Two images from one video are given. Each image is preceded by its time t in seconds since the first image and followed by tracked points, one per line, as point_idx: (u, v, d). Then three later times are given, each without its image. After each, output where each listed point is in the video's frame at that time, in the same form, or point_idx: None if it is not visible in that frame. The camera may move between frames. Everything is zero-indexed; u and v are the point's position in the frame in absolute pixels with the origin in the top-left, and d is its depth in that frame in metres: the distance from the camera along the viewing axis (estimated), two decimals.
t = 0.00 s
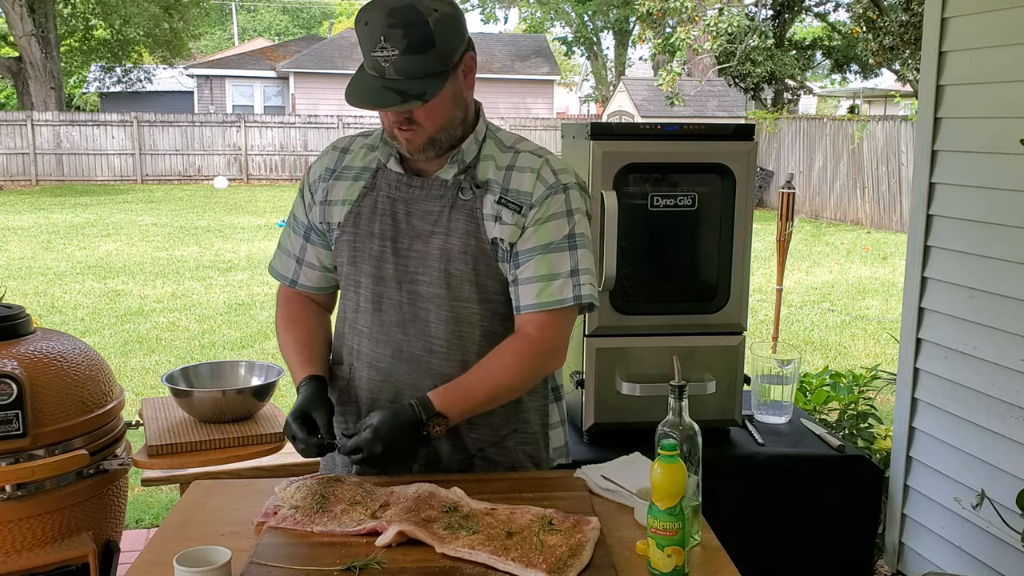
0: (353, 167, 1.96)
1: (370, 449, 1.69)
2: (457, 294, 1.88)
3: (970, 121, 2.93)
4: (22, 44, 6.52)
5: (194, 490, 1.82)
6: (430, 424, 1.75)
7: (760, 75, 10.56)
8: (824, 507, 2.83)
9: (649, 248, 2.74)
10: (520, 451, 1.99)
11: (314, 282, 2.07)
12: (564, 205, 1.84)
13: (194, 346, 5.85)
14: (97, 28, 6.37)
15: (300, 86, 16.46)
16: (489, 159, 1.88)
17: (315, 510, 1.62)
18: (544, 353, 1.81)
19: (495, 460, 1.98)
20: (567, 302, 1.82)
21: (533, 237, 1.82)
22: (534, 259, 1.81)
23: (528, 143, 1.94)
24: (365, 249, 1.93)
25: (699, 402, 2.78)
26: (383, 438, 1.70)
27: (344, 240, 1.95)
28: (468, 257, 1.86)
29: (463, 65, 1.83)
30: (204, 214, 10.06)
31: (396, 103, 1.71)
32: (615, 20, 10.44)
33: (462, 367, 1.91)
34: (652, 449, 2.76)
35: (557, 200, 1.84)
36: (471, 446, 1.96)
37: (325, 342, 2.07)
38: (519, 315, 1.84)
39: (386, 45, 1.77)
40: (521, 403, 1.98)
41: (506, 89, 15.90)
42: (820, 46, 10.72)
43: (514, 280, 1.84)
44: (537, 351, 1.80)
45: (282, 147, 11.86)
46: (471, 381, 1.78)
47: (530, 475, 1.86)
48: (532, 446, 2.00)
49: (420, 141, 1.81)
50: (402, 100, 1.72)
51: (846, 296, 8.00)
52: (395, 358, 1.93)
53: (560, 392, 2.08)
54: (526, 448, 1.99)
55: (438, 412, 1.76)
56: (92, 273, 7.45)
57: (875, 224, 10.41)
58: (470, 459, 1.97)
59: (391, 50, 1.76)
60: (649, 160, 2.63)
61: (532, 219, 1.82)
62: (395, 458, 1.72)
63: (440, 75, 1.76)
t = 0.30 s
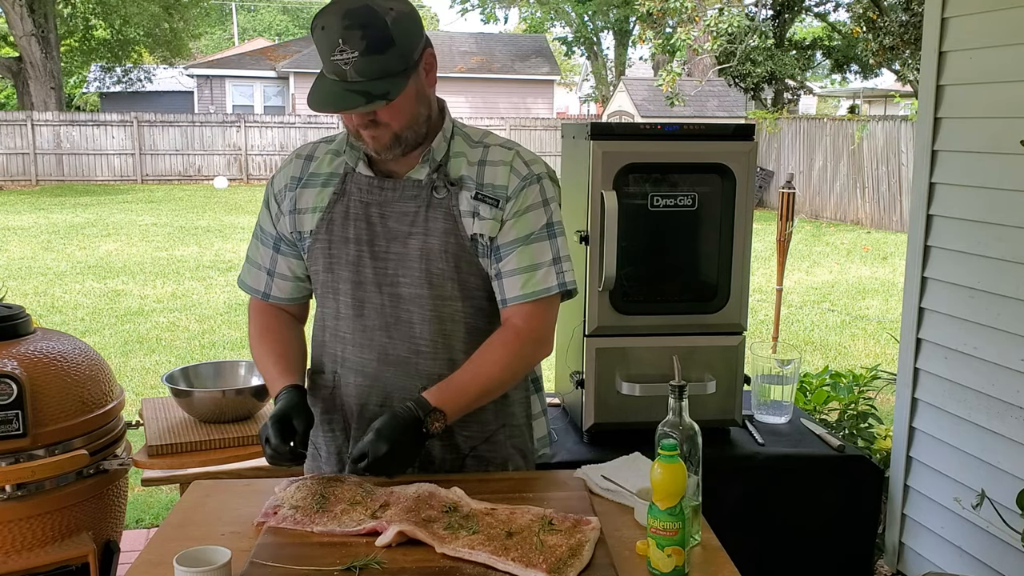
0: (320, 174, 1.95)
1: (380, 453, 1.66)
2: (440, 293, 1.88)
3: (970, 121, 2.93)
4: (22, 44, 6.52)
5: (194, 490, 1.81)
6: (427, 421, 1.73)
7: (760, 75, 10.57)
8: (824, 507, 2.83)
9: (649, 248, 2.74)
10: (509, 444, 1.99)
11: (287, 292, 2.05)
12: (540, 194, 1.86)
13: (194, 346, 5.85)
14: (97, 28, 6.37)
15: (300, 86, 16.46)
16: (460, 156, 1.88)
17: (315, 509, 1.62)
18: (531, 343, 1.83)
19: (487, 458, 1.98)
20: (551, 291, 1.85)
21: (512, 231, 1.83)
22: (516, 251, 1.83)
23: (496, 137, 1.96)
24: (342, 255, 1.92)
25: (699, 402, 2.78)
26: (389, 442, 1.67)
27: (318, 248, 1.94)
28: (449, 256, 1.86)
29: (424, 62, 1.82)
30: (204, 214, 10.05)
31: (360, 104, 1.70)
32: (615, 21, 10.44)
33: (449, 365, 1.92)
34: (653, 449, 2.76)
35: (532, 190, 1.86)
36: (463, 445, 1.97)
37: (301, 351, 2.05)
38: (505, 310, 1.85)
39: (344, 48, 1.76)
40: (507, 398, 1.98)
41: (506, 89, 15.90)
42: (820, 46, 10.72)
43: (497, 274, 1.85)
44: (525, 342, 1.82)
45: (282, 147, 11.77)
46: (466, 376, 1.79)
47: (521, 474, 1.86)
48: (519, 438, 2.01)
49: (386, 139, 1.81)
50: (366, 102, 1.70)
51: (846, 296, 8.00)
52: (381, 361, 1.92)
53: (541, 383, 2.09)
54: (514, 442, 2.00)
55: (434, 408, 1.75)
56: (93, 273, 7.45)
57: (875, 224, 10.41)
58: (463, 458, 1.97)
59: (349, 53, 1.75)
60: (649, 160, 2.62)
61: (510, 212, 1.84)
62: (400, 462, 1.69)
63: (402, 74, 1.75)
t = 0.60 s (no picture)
0: (301, 177, 1.92)
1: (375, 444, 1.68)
2: (431, 291, 1.89)
3: (970, 121, 2.93)
4: (22, 44, 6.53)
5: (193, 490, 1.81)
6: (421, 406, 1.73)
7: (760, 75, 10.58)
8: (824, 507, 2.83)
9: (650, 248, 2.74)
10: (502, 437, 1.99)
11: (269, 299, 2.01)
12: (524, 190, 1.88)
13: (194, 346, 5.85)
14: (97, 28, 6.38)
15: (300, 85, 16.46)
16: (444, 154, 1.89)
17: (315, 509, 1.62)
18: (523, 336, 1.85)
19: (483, 455, 1.98)
20: (539, 285, 1.87)
21: (500, 226, 1.85)
22: (503, 246, 1.85)
23: (477, 134, 1.97)
24: (329, 258, 1.91)
25: (699, 402, 2.78)
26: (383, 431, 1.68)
27: (304, 252, 1.92)
28: (438, 254, 1.87)
29: (403, 61, 1.81)
30: (204, 214, 10.05)
31: (343, 104, 1.68)
32: (615, 20, 10.43)
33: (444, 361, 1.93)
34: (653, 449, 2.76)
35: (516, 186, 1.88)
36: (461, 442, 1.97)
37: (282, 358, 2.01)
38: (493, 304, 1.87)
39: (325, 48, 1.73)
40: (499, 392, 1.98)
41: (506, 89, 15.88)
42: (820, 46, 10.71)
43: (485, 270, 1.87)
44: (514, 335, 1.84)
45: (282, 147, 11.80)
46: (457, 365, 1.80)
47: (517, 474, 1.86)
48: (512, 430, 2.01)
49: (368, 138, 1.79)
50: (349, 101, 1.69)
51: (846, 296, 8.01)
52: (376, 362, 1.93)
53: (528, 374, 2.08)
54: (508, 433, 2.00)
55: (427, 394, 1.75)
56: (93, 273, 7.45)
57: (875, 224, 10.40)
58: (461, 457, 1.98)
59: (330, 53, 1.72)
60: (649, 160, 2.63)
61: (497, 208, 1.86)
62: (396, 454, 1.68)
63: (383, 72, 1.73)
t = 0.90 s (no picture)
0: (310, 177, 1.92)
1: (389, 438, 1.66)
2: (441, 291, 1.89)
3: (970, 121, 2.93)
4: (22, 44, 6.52)
5: (193, 490, 1.81)
6: (430, 396, 1.71)
7: (760, 75, 10.58)
8: (824, 507, 2.83)
9: (649, 248, 2.74)
10: (508, 435, 1.99)
11: (273, 299, 2.01)
12: (534, 191, 1.89)
13: (194, 346, 5.85)
14: (97, 28, 6.38)
15: (300, 85, 16.46)
16: (453, 154, 1.89)
17: (315, 510, 1.62)
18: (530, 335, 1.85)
19: (491, 455, 1.98)
20: (548, 286, 1.88)
21: (511, 226, 1.86)
22: (514, 246, 1.85)
23: (485, 134, 1.97)
24: (338, 258, 1.91)
25: (699, 402, 2.78)
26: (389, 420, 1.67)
27: (312, 252, 1.92)
28: (448, 254, 1.87)
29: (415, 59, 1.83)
30: (204, 214, 10.05)
31: (367, 104, 1.70)
32: (615, 20, 10.42)
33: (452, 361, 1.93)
34: (653, 449, 2.76)
35: (525, 186, 1.88)
36: (470, 442, 1.97)
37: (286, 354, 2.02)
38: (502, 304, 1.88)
39: (345, 49, 1.73)
40: (504, 389, 1.98)
41: (506, 89, 15.86)
42: (820, 46, 10.71)
43: (495, 270, 1.87)
44: (522, 331, 1.83)
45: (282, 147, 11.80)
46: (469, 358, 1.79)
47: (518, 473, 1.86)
48: (518, 428, 2.01)
49: (387, 138, 1.81)
50: (373, 101, 1.70)
51: (846, 296, 8.00)
52: (385, 362, 1.92)
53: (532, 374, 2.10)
54: (514, 432, 2.00)
55: (436, 384, 1.74)
56: (93, 273, 7.45)
57: (875, 224, 10.40)
58: (469, 458, 1.97)
59: (351, 54, 1.72)
60: (649, 160, 2.62)
61: (508, 208, 1.86)
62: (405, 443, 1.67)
63: (402, 70, 1.75)
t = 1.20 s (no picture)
0: (348, 172, 1.93)
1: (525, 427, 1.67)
2: (473, 291, 1.87)
3: (970, 121, 2.93)
4: (22, 43, 6.53)
5: (193, 490, 1.81)
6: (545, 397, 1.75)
7: (760, 75, 10.59)
8: (824, 507, 2.83)
9: (649, 248, 2.74)
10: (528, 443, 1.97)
11: (300, 295, 2.03)
12: (583, 196, 1.92)
13: (194, 346, 5.85)
14: (97, 28, 6.38)
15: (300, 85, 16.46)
16: (494, 156, 1.90)
17: (315, 510, 1.62)
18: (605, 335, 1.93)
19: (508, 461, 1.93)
20: (613, 288, 1.94)
21: (570, 233, 1.89)
22: (578, 254, 1.89)
23: (524, 136, 1.98)
24: (371, 253, 1.90)
25: (699, 402, 2.78)
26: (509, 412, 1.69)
27: (347, 246, 1.91)
28: (482, 253, 1.86)
29: (460, 58, 1.84)
30: (204, 214, 10.05)
31: (409, 91, 1.70)
32: (615, 20, 10.42)
33: (476, 364, 1.89)
34: (653, 449, 2.76)
35: (572, 191, 1.91)
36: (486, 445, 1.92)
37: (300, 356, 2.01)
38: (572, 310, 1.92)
39: (391, 37, 1.75)
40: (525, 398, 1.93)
41: (506, 89, 15.87)
42: (820, 46, 10.71)
43: (561, 278, 1.90)
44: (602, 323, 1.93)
45: (282, 148, 11.78)
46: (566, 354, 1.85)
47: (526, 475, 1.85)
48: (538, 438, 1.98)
49: (424, 133, 1.79)
50: (414, 88, 1.70)
51: (846, 296, 8.01)
52: (410, 359, 1.89)
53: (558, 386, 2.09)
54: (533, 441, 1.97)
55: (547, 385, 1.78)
56: (92, 273, 7.45)
57: (875, 224, 10.40)
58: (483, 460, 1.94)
59: (396, 41, 1.74)
60: (649, 160, 2.63)
61: (559, 214, 1.88)
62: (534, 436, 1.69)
63: (445, 63, 1.76)
